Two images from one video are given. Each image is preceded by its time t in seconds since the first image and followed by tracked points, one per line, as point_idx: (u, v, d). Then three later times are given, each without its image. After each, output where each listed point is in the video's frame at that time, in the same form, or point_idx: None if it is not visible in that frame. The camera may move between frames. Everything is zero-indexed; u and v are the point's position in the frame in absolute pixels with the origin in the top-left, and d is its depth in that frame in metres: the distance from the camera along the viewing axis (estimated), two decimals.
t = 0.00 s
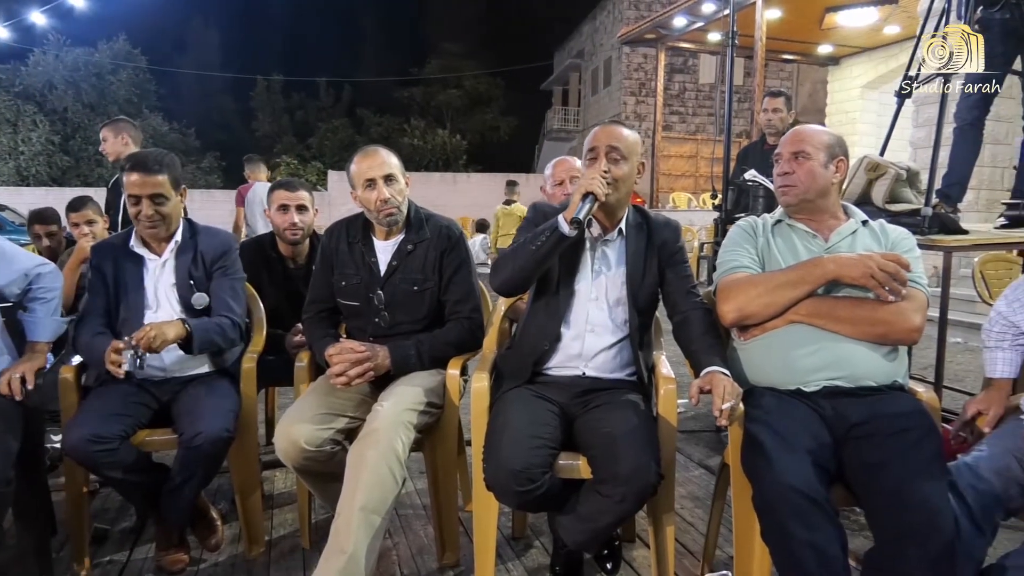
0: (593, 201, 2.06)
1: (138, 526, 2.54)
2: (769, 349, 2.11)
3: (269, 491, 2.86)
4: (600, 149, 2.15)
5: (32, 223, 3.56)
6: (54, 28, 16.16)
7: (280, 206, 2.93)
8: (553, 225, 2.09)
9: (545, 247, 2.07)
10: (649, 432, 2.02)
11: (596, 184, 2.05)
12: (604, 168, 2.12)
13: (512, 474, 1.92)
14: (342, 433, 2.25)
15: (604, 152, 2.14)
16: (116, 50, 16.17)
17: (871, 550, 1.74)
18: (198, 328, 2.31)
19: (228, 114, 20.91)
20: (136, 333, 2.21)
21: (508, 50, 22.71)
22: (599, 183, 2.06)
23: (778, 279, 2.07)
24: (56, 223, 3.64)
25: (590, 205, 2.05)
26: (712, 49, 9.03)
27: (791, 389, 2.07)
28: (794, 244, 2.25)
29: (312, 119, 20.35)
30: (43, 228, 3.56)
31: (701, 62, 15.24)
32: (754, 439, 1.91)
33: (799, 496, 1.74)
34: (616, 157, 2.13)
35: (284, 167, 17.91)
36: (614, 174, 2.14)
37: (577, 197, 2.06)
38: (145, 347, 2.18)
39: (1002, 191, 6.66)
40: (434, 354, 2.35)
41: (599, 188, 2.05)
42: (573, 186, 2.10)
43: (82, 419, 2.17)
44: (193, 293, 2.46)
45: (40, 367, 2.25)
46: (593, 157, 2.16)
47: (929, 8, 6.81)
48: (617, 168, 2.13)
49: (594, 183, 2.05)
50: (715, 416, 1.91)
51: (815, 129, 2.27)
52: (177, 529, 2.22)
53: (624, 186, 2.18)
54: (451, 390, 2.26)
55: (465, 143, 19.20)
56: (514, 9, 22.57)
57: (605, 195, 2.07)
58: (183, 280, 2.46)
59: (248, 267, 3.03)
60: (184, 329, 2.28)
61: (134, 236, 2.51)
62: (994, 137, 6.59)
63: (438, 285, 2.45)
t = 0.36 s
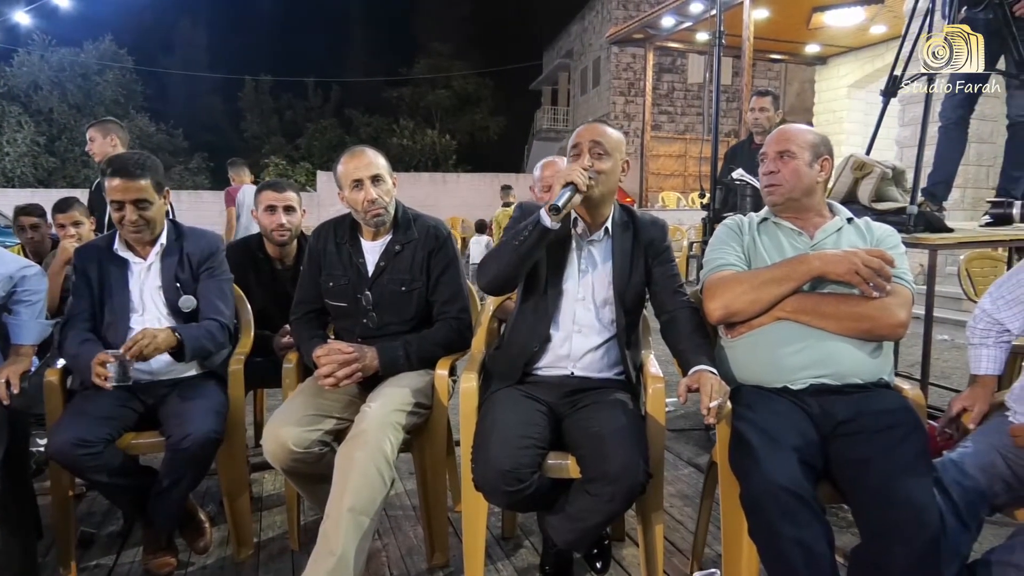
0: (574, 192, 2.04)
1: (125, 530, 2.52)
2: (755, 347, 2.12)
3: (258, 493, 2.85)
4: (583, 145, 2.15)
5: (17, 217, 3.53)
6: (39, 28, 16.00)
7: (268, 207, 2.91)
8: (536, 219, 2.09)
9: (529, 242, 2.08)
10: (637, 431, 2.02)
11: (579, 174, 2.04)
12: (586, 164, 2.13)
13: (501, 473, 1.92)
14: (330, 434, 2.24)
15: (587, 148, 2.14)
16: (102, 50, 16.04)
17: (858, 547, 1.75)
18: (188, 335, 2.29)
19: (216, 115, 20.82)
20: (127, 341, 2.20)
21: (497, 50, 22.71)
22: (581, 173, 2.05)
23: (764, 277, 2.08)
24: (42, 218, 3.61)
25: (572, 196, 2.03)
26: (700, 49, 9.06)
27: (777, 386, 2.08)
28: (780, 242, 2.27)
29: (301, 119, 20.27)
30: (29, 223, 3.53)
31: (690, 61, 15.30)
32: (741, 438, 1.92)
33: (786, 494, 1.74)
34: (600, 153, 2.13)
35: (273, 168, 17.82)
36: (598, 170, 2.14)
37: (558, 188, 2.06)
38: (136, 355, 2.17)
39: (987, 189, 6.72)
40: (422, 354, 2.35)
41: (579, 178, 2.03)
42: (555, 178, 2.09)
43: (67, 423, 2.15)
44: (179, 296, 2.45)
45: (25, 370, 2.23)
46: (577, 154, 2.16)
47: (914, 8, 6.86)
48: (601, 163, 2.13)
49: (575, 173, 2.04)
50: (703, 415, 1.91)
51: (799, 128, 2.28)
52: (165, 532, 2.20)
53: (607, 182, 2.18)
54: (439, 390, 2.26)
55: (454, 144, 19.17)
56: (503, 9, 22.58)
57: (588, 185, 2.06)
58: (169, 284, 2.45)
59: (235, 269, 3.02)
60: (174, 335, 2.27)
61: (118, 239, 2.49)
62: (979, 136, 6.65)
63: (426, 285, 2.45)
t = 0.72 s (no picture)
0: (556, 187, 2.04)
1: (108, 532, 2.50)
2: (740, 343, 2.13)
3: (243, 493, 2.83)
4: (564, 143, 2.15)
5: None
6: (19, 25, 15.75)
7: (252, 206, 2.89)
8: (518, 216, 2.09)
9: (512, 240, 2.08)
10: (623, 428, 2.03)
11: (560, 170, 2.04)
12: (568, 161, 2.13)
13: (487, 472, 1.92)
14: (315, 433, 2.23)
15: (569, 145, 2.15)
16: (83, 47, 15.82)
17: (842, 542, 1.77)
18: (168, 336, 2.27)
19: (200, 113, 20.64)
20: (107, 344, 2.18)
21: (484, 48, 22.68)
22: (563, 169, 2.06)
23: (748, 274, 2.09)
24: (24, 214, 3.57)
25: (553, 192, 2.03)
26: (685, 47, 9.08)
27: (761, 383, 2.09)
28: (763, 239, 2.28)
29: (286, 117, 20.14)
30: (11, 219, 3.49)
31: (675, 60, 15.35)
32: (726, 435, 1.93)
33: (771, 490, 1.76)
34: (581, 150, 2.14)
35: (258, 166, 17.70)
36: (580, 167, 2.15)
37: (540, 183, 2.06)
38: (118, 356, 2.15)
39: (969, 187, 6.79)
40: (407, 353, 2.34)
41: (560, 173, 2.03)
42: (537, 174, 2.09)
43: (48, 425, 2.13)
44: (161, 295, 2.43)
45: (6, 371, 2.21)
46: (559, 151, 2.17)
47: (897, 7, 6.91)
48: (582, 160, 2.14)
49: (557, 169, 2.04)
50: (688, 412, 1.92)
51: (782, 126, 2.30)
52: (148, 533, 2.18)
53: (590, 179, 2.18)
54: (425, 389, 2.25)
55: (441, 141, 19.13)
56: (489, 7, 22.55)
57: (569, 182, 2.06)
58: (150, 283, 2.43)
59: (219, 268, 3.00)
60: (155, 337, 2.24)
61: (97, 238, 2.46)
62: (961, 134, 6.72)
63: (411, 283, 2.45)
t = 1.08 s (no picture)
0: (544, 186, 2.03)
1: (95, 533, 2.48)
2: (728, 341, 2.14)
3: (231, 493, 2.81)
4: (553, 141, 2.14)
5: None
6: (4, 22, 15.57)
7: (240, 204, 2.87)
8: (507, 215, 2.08)
9: (501, 239, 2.07)
10: (611, 426, 2.03)
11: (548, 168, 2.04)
12: (556, 159, 2.13)
13: (476, 470, 1.91)
14: (303, 433, 2.22)
15: (558, 144, 2.15)
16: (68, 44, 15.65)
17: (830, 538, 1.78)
18: (154, 335, 2.25)
19: (187, 112, 20.49)
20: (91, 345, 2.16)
21: (474, 46, 22.65)
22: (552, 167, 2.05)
23: (736, 272, 2.10)
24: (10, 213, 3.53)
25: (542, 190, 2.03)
26: (675, 45, 9.09)
27: (750, 380, 2.10)
28: (752, 237, 2.28)
29: (275, 116, 20.04)
30: None
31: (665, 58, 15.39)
32: (714, 431, 1.94)
33: (759, 487, 1.76)
34: (570, 149, 2.14)
35: (247, 165, 17.60)
36: (568, 166, 2.15)
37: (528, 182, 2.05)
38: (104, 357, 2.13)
39: (955, 185, 6.85)
40: (396, 352, 2.34)
41: (550, 172, 2.03)
42: (525, 172, 2.09)
43: (33, 426, 2.11)
44: (146, 294, 2.41)
45: None
46: (547, 149, 2.16)
47: (884, 6, 6.96)
48: (571, 159, 2.14)
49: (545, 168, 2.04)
50: (677, 409, 1.92)
51: (771, 124, 2.30)
52: (135, 534, 2.17)
53: (578, 177, 2.18)
54: (414, 387, 2.25)
55: (431, 140, 19.11)
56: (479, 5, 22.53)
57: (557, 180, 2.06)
58: (135, 282, 2.41)
59: (206, 267, 2.97)
60: (140, 336, 2.23)
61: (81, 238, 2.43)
62: (947, 132, 6.78)
63: (399, 282, 2.44)
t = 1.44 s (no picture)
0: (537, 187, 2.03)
1: (87, 534, 2.47)
2: (721, 340, 2.14)
3: (224, 493, 2.80)
4: (545, 140, 2.15)
5: None
6: None
7: (237, 203, 2.85)
8: (500, 215, 2.08)
9: (493, 239, 2.07)
10: (605, 425, 2.03)
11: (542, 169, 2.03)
12: (548, 158, 2.13)
13: (470, 469, 1.91)
14: (296, 433, 2.22)
15: (550, 143, 2.15)
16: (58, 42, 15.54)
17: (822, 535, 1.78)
18: (143, 335, 2.24)
19: (179, 111, 20.39)
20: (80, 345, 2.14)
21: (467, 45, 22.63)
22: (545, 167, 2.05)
23: (729, 271, 2.10)
24: None
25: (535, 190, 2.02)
26: (668, 44, 9.10)
27: (742, 379, 2.10)
28: (744, 236, 2.29)
29: (268, 114, 19.97)
30: None
31: (658, 57, 15.41)
32: (707, 429, 1.94)
33: (751, 485, 1.77)
34: (562, 147, 2.14)
35: (239, 164, 17.52)
36: (561, 165, 2.15)
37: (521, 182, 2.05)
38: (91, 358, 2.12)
39: (946, 183, 6.89)
40: (388, 351, 2.33)
41: (542, 172, 2.02)
42: (518, 172, 2.08)
43: (23, 427, 2.10)
44: (136, 293, 2.40)
45: None
46: (539, 149, 2.17)
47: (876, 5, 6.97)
48: (563, 158, 2.14)
49: (538, 167, 2.03)
50: (669, 408, 1.92)
51: (764, 123, 2.31)
52: (127, 535, 2.16)
53: (571, 176, 2.18)
54: (407, 386, 2.25)
55: (424, 138, 19.08)
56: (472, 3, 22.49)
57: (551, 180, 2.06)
58: (125, 281, 2.39)
59: (197, 266, 2.96)
60: (129, 336, 2.21)
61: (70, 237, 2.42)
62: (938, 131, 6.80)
63: (392, 281, 2.44)
